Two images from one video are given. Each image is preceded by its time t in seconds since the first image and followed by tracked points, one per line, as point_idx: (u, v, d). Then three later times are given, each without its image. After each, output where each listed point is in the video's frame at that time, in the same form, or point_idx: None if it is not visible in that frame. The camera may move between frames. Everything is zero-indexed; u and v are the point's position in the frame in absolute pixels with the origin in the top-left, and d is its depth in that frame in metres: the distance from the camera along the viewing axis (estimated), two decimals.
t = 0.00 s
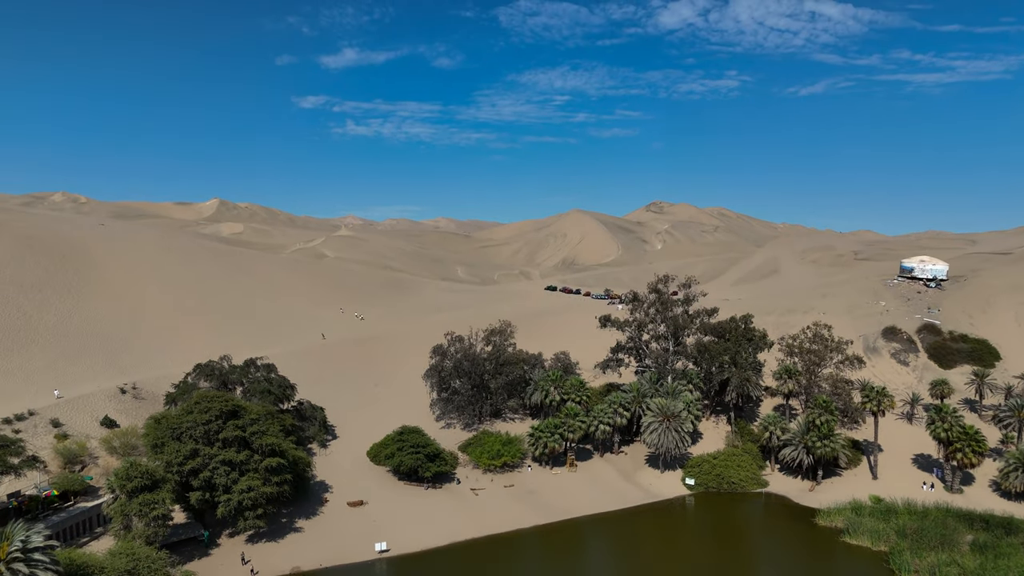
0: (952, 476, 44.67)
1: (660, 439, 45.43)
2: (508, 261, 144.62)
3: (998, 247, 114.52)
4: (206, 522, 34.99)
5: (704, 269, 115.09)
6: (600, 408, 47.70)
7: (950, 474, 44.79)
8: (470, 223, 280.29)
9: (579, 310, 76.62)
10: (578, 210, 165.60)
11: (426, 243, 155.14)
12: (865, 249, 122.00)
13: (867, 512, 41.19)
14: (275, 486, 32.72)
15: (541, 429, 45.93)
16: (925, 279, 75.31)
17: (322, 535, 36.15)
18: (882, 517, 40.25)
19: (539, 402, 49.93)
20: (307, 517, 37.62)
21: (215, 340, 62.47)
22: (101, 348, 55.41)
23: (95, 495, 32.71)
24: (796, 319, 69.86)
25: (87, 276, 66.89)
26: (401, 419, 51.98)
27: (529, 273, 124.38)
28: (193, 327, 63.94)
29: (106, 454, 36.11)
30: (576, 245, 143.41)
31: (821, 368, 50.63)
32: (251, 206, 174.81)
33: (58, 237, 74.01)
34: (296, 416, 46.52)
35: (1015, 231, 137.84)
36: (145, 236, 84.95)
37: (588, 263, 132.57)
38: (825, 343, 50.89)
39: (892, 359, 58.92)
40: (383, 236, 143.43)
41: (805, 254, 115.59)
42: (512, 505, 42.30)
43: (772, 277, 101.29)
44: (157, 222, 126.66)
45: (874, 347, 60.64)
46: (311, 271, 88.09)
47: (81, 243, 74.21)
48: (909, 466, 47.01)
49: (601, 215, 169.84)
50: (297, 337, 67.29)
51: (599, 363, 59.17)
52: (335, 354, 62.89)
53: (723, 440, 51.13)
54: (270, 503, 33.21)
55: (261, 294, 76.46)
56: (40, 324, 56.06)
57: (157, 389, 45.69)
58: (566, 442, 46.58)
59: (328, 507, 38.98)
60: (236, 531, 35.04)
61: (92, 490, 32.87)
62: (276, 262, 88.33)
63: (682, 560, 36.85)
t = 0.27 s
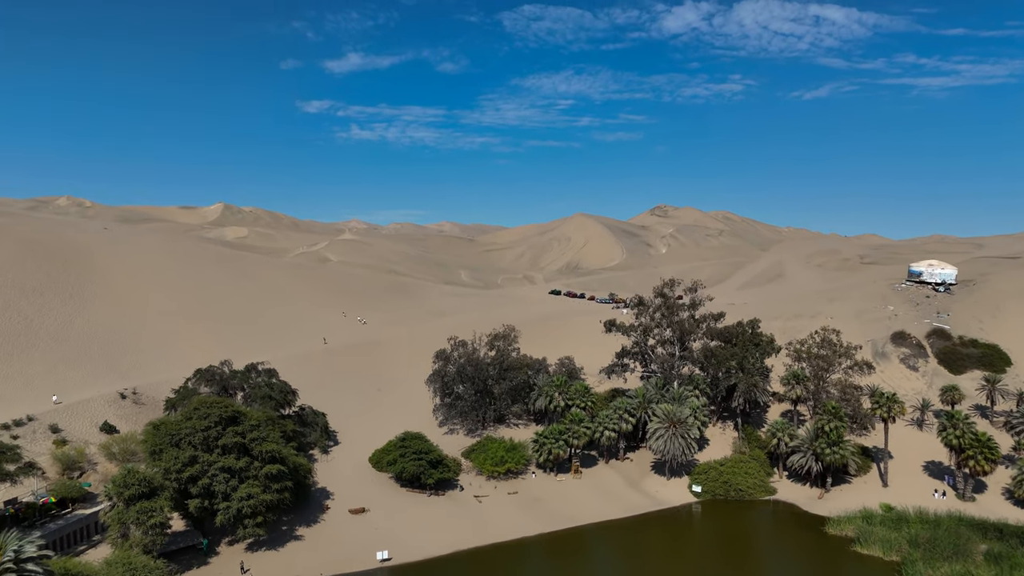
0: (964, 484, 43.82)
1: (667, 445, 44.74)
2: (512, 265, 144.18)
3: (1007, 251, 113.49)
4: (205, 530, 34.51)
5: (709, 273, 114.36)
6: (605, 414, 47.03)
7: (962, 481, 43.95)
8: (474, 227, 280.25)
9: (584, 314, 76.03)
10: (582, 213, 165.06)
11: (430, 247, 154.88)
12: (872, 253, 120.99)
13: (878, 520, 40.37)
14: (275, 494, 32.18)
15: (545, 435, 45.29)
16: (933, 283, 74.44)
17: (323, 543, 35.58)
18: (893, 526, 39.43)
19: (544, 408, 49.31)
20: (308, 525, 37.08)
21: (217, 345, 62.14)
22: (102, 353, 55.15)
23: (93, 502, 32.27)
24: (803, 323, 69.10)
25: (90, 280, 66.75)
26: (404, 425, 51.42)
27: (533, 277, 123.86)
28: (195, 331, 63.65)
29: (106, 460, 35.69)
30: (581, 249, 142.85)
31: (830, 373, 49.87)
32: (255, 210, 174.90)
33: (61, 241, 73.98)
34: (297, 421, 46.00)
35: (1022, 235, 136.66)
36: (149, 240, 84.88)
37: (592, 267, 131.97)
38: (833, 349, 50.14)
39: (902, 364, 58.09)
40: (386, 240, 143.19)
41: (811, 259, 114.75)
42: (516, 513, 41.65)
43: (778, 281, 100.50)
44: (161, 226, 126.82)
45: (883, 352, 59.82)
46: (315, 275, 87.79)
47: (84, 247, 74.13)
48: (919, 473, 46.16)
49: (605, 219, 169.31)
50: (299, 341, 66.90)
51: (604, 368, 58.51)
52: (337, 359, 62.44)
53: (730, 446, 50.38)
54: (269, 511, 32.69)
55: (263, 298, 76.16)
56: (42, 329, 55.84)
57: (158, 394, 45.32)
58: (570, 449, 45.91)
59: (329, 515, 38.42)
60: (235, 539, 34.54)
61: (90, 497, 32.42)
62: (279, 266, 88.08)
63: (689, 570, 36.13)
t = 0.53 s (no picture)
0: (976, 489, 43.00)
1: (673, 449, 44.08)
2: (516, 266, 143.75)
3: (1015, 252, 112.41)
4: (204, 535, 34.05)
5: (714, 275, 113.64)
6: (610, 417, 46.41)
7: (974, 486, 43.14)
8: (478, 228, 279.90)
9: (588, 316, 75.48)
10: (586, 214, 164.44)
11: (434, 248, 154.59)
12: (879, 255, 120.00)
13: (889, 526, 39.60)
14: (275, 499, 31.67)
15: (550, 439, 44.69)
16: (942, 285, 73.57)
17: (324, 548, 35.05)
18: (904, 533, 38.67)
19: (548, 411, 48.74)
20: (308, 529, 36.56)
21: (219, 347, 61.83)
22: (104, 354, 54.89)
23: (91, 507, 31.87)
24: (810, 325, 68.35)
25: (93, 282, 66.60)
26: (407, 428, 50.93)
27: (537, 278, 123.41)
28: (197, 333, 63.39)
29: (104, 464, 35.29)
30: (585, 250, 142.26)
31: (838, 376, 49.13)
32: (259, 211, 174.91)
33: (65, 243, 73.91)
34: (298, 424, 45.67)
35: None
36: (152, 242, 84.77)
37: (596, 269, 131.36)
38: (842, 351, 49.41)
39: (911, 367, 57.30)
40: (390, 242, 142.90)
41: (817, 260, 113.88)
42: (520, 517, 41.07)
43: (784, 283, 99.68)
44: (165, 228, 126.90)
45: (891, 355, 59.04)
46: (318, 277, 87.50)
47: (87, 249, 74.04)
48: (930, 478, 45.37)
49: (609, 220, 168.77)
50: (302, 343, 66.57)
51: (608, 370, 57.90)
52: (340, 361, 62.05)
53: (737, 450, 49.69)
54: (270, 516, 32.15)
55: (266, 300, 75.87)
56: (43, 330, 55.64)
57: (159, 396, 44.98)
58: (575, 452, 45.30)
59: (330, 519, 37.91)
60: (235, 544, 34.05)
61: (88, 501, 32.01)
62: (282, 268, 87.83)
63: None
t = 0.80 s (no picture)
0: (988, 493, 42.23)
1: (679, 452, 43.45)
2: (520, 266, 143.27)
3: None
4: (203, 538, 33.62)
5: (719, 275, 112.92)
6: (615, 419, 45.82)
7: (986, 490, 42.37)
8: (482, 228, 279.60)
9: (593, 316, 74.91)
10: (590, 214, 163.77)
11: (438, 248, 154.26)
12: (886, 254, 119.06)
13: (900, 531, 38.89)
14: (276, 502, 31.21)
15: (554, 441, 44.11)
16: (951, 285, 72.71)
17: (325, 552, 34.60)
18: (916, 538, 37.95)
19: (552, 412, 48.19)
20: (310, 533, 36.11)
21: (221, 347, 61.56)
22: (106, 355, 54.68)
23: (90, 510, 31.49)
24: (818, 326, 67.62)
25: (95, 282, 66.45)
26: (410, 429, 50.46)
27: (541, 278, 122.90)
28: (200, 333, 63.16)
29: (104, 466, 34.92)
30: (589, 250, 141.67)
31: (847, 378, 48.42)
32: (263, 211, 175.04)
33: (68, 243, 73.82)
34: (300, 426, 45.42)
35: None
36: (155, 242, 84.64)
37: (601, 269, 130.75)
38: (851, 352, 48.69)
39: (920, 369, 56.51)
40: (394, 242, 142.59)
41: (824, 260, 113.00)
42: (524, 520, 40.54)
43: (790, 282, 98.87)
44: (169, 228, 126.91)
45: (900, 356, 58.27)
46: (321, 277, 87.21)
47: (90, 249, 73.94)
48: (941, 481, 44.62)
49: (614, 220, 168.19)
50: (305, 343, 66.23)
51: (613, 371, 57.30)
52: (343, 361, 61.67)
53: (744, 453, 49.03)
54: (271, 519, 31.66)
55: (269, 300, 75.59)
56: (45, 330, 55.46)
57: (160, 397, 44.66)
58: (580, 455, 44.70)
59: (332, 523, 37.44)
60: (235, 548, 33.62)
61: (87, 504, 31.63)
62: (285, 268, 87.59)
63: None
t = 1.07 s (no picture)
0: (1002, 497, 41.42)
1: (686, 454, 42.81)
2: (525, 266, 142.69)
3: None
4: (203, 542, 33.19)
5: (725, 274, 112.08)
6: (621, 421, 45.23)
7: (999, 494, 41.57)
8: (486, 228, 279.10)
9: (598, 316, 74.30)
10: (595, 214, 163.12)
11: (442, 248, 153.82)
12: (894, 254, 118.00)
13: (912, 536, 38.13)
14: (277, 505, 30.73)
15: (560, 443, 43.55)
16: (961, 285, 71.77)
17: (327, 555, 34.11)
18: (929, 543, 37.20)
19: (557, 414, 47.61)
20: (312, 536, 35.66)
21: (224, 347, 61.26)
22: (109, 355, 54.43)
23: (90, 512, 31.12)
24: (826, 326, 66.81)
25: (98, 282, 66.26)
26: (413, 430, 49.96)
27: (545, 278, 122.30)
28: (203, 333, 62.89)
29: (104, 467, 34.58)
30: (594, 250, 141.00)
31: (857, 379, 47.68)
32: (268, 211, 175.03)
33: (71, 243, 73.63)
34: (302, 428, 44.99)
35: None
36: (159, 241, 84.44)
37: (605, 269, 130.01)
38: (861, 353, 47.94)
39: (930, 370, 55.69)
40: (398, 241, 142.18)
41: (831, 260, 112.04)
42: (529, 524, 39.97)
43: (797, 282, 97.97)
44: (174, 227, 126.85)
45: (910, 357, 57.44)
46: (325, 277, 86.88)
47: (94, 249, 73.79)
48: (953, 485, 43.82)
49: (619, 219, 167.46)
50: (308, 344, 65.85)
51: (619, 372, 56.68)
52: (346, 362, 61.25)
53: (752, 455, 48.34)
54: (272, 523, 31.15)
55: (273, 300, 75.29)
56: (48, 330, 55.25)
57: (161, 398, 44.30)
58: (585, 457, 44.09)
59: (334, 526, 36.95)
60: (236, 551, 33.19)
61: (87, 507, 31.26)
62: (289, 268, 87.29)
63: None
